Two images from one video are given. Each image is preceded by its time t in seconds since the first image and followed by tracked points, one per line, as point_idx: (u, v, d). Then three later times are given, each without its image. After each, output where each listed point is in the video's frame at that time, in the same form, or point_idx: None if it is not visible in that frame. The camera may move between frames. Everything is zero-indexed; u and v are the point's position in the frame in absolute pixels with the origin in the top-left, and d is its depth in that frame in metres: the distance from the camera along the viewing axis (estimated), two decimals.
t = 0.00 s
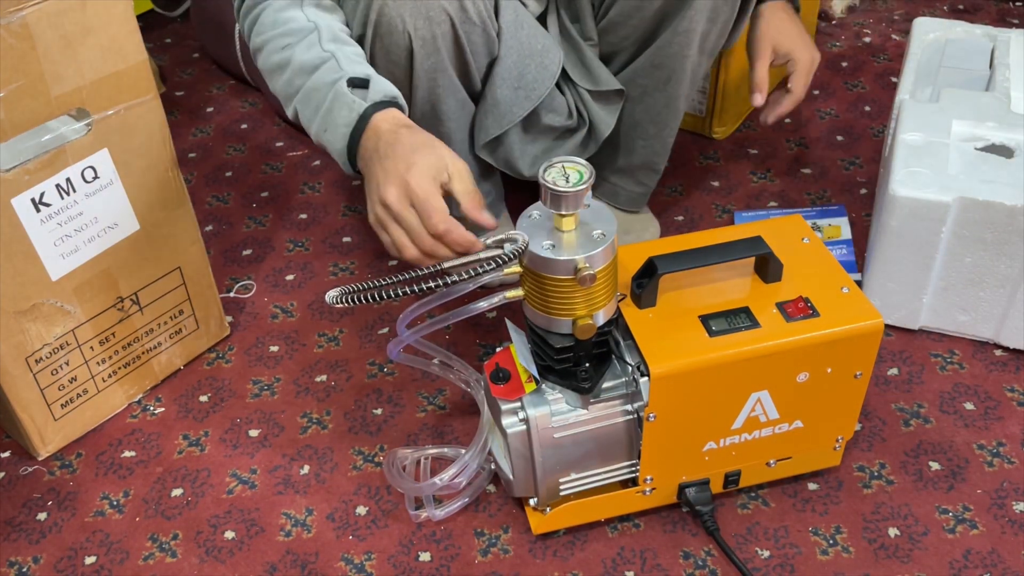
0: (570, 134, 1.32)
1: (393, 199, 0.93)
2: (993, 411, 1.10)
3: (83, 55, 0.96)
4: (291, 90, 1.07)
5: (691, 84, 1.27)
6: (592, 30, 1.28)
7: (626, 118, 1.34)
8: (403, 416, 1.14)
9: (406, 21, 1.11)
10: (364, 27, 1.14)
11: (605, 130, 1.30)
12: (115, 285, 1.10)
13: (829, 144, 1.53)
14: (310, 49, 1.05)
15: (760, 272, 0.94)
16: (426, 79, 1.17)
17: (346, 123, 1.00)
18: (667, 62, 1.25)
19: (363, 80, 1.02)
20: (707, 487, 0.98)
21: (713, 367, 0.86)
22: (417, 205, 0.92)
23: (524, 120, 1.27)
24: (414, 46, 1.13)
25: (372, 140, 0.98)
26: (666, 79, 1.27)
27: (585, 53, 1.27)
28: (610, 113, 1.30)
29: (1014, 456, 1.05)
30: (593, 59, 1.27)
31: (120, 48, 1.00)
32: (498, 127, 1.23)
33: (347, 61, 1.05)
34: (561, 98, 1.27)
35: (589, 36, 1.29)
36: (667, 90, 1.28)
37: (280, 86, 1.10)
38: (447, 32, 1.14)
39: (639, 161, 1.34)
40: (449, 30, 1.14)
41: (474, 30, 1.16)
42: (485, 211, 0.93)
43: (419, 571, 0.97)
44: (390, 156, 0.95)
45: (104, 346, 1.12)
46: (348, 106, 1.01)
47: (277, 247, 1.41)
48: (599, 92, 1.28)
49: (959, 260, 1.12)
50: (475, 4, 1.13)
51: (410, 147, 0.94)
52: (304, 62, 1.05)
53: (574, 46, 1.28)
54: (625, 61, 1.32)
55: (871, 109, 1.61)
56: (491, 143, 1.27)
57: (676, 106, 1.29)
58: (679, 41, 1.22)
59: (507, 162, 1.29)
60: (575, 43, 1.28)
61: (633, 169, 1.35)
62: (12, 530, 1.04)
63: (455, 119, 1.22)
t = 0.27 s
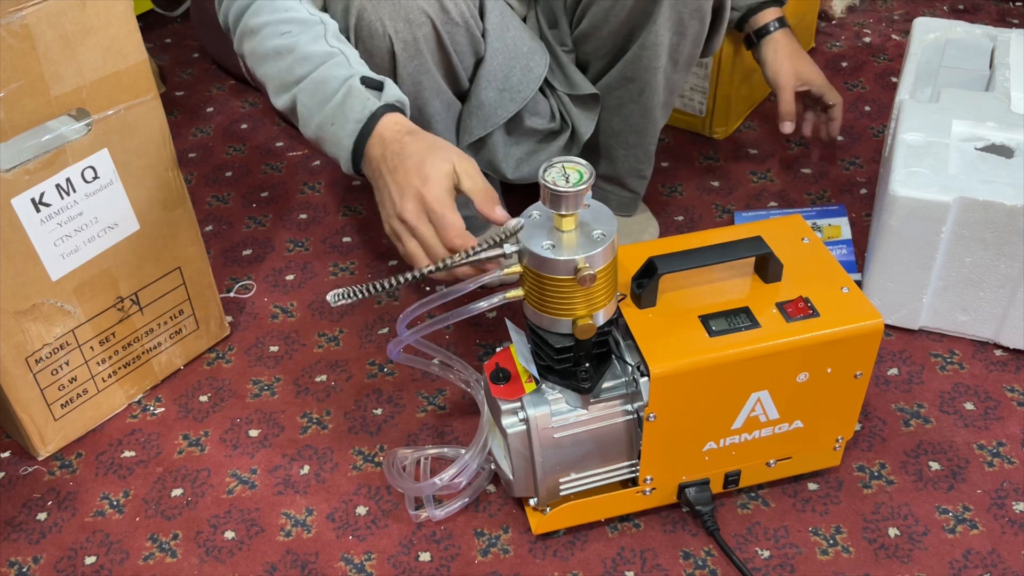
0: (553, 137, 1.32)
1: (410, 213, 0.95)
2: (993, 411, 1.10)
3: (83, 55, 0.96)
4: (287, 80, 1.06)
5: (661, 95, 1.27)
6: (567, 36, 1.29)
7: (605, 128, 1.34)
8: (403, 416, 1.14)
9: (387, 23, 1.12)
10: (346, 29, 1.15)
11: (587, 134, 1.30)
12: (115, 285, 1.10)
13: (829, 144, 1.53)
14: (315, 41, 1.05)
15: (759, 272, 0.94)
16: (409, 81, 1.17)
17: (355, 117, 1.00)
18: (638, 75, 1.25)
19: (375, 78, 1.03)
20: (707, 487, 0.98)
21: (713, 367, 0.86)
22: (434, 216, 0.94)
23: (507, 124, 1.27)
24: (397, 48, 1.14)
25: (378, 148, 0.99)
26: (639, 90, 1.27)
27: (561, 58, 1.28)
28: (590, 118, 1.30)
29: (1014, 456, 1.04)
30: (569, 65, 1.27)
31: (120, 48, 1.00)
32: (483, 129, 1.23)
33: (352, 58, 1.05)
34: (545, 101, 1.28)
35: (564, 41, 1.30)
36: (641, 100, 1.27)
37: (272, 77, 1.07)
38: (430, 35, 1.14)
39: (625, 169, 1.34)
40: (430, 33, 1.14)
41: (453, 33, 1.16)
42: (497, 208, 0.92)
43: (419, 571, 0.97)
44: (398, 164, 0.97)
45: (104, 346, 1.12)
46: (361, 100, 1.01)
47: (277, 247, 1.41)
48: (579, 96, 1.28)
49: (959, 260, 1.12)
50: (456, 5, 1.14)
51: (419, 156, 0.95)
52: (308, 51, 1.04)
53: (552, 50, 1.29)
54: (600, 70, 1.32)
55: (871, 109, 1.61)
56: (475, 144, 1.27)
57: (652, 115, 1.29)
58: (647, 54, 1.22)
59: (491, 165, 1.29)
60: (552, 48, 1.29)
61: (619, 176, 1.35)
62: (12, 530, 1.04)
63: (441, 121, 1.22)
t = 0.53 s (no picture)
0: (553, 137, 1.32)
1: (372, 204, 0.96)
2: (993, 411, 1.10)
3: (83, 55, 0.96)
4: (275, 77, 1.06)
5: (661, 95, 1.27)
6: (567, 34, 1.30)
7: (605, 128, 1.34)
8: (403, 416, 1.14)
9: (381, 25, 1.12)
10: (338, 29, 1.15)
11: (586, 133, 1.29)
12: (115, 285, 1.10)
13: (829, 144, 1.53)
14: (302, 39, 1.04)
15: (758, 272, 0.94)
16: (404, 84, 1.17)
17: (336, 117, 1.01)
18: (639, 74, 1.25)
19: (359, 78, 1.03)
20: (707, 487, 0.98)
21: (713, 367, 0.86)
22: (395, 207, 0.94)
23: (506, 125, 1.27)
24: (393, 50, 1.13)
25: (356, 144, 1.00)
26: (640, 91, 1.27)
27: (561, 57, 1.28)
28: (590, 117, 1.30)
29: (1014, 456, 1.05)
30: (568, 64, 1.28)
31: (120, 48, 1.00)
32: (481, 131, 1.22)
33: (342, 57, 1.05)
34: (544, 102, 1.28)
35: (564, 40, 1.30)
36: (641, 100, 1.28)
37: (261, 73, 1.07)
38: (425, 37, 1.14)
39: (626, 169, 1.34)
40: (425, 34, 1.14)
41: (448, 34, 1.16)
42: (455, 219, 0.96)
43: (419, 571, 0.97)
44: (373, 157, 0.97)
45: (104, 346, 1.12)
46: (342, 101, 1.00)
47: (277, 247, 1.41)
48: (578, 96, 1.29)
49: (959, 260, 1.12)
50: (452, 7, 1.14)
51: (386, 149, 0.96)
52: (294, 50, 1.03)
53: (552, 50, 1.29)
54: (600, 70, 1.32)
55: (871, 109, 1.61)
56: (475, 146, 1.26)
57: (652, 115, 1.29)
58: (648, 54, 1.22)
59: (490, 166, 1.28)
60: (552, 47, 1.29)
61: (620, 176, 1.35)
62: (12, 530, 1.04)
63: (437, 123, 1.21)
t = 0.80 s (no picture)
0: (553, 138, 1.32)
1: (364, 195, 0.95)
2: (993, 411, 1.10)
3: (83, 55, 0.96)
4: (267, 70, 1.06)
5: (662, 96, 1.27)
6: (568, 34, 1.30)
7: (605, 128, 1.34)
8: (403, 416, 1.14)
9: (375, 24, 1.12)
10: (334, 26, 1.15)
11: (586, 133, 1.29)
12: (115, 285, 1.10)
13: (829, 144, 1.53)
14: (294, 33, 1.04)
15: (758, 272, 0.94)
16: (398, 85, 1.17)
17: (326, 112, 1.01)
18: (640, 75, 1.25)
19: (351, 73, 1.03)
20: (707, 487, 0.98)
21: (713, 367, 0.86)
22: (388, 199, 0.94)
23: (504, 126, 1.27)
24: (387, 51, 1.13)
25: (346, 137, 1.00)
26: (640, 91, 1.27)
27: (562, 56, 1.28)
28: (591, 116, 1.30)
29: (1014, 456, 1.05)
30: (570, 64, 1.27)
31: (120, 48, 1.00)
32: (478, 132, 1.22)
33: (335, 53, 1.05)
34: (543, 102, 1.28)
35: (566, 40, 1.30)
36: (642, 101, 1.28)
37: (255, 66, 1.08)
38: (420, 38, 1.14)
39: (625, 169, 1.34)
40: (420, 35, 1.14)
41: (444, 35, 1.16)
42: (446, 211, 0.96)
43: (419, 571, 0.97)
44: (364, 150, 0.97)
45: (104, 346, 1.12)
46: (332, 96, 1.01)
47: (277, 247, 1.41)
48: (579, 96, 1.29)
49: (958, 260, 1.12)
50: (447, 8, 1.14)
51: (377, 142, 0.96)
52: (287, 44, 1.03)
53: (552, 49, 1.29)
54: (601, 70, 1.32)
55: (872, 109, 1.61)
56: (474, 147, 1.26)
57: (653, 116, 1.29)
58: (649, 54, 1.22)
59: (490, 167, 1.28)
60: (553, 47, 1.29)
61: (620, 176, 1.35)
62: (12, 530, 1.04)
63: (431, 122, 1.21)
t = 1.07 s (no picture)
0: (558, 138, 1.31)
1: (369, 194, 0.95)
2: (993, 411, 1.10)
3: (83, 55, 0.96)
4: (273, 67, 1.06)
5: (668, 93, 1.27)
6: (575, 34, 1.29)
7: (610, 126, 1.34)
8: (403, 416, 1.14)
9: (380, 27, 1.12)
10: (339, 27, 1.15)
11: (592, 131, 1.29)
12: (115, 285, 1.10)
13: (829, 144, 1.53)
14: (301, 31, 1.04)
15: (758, 272, 0.94)
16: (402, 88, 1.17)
17: (331, 108, 1.00)
18: (646, 72, 1.25)
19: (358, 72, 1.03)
20: (707, 487, 0.98)
21: (712, 367, 0.86)
22: (394, 197, 0.94)
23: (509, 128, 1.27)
24: (392, 53, 1.13)
25: (351, 135, 1.00)
26: (646, 89, 1.27)
27: (567, 55, 1.28)
28: (597, 115, 1.30)
29: (1014, 456, 1.04)
30: (575, 63, 1.27)
31: (120, 48, 1.00)
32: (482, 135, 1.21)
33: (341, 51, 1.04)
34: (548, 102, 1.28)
35: (572, 39, 1.30)
36: (647, 99, 1.28)
37: (260, 63, 1.07)
38: (424, 41, 1.14)
39: (628, 168, 1.34)
40: (425, 38, 1.14)
41: (448, 37, 1.16)
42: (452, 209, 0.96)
43: (419, 571, 0.96)
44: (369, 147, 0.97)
45: (104, 346, 1.12)
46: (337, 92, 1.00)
47: (277, 247, 1.41)
48: (584, 96, 1.29)
49: (930, 266, 1.11)
50: (451, 11, 1.14)
51: (383, 140, 0.96)
52: (293, 40, 1.03)
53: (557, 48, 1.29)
54: (607, 68, 1.32)
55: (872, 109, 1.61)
56: (480, 150, 1.26)
57: (658, 114, 1.29)
58: (656, 51, 1.22)
59: (497, 170, 1.28)
60: (558, 45, 1.29)
61: (622, 175, 1.35)
62: (12, 530, 1.04)
63: (434, 123, 1.21)
